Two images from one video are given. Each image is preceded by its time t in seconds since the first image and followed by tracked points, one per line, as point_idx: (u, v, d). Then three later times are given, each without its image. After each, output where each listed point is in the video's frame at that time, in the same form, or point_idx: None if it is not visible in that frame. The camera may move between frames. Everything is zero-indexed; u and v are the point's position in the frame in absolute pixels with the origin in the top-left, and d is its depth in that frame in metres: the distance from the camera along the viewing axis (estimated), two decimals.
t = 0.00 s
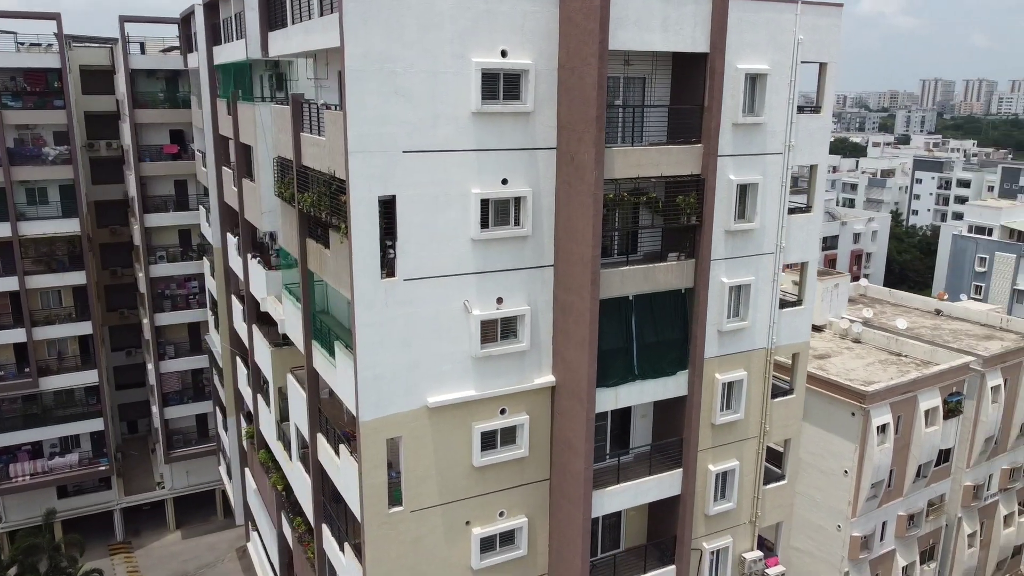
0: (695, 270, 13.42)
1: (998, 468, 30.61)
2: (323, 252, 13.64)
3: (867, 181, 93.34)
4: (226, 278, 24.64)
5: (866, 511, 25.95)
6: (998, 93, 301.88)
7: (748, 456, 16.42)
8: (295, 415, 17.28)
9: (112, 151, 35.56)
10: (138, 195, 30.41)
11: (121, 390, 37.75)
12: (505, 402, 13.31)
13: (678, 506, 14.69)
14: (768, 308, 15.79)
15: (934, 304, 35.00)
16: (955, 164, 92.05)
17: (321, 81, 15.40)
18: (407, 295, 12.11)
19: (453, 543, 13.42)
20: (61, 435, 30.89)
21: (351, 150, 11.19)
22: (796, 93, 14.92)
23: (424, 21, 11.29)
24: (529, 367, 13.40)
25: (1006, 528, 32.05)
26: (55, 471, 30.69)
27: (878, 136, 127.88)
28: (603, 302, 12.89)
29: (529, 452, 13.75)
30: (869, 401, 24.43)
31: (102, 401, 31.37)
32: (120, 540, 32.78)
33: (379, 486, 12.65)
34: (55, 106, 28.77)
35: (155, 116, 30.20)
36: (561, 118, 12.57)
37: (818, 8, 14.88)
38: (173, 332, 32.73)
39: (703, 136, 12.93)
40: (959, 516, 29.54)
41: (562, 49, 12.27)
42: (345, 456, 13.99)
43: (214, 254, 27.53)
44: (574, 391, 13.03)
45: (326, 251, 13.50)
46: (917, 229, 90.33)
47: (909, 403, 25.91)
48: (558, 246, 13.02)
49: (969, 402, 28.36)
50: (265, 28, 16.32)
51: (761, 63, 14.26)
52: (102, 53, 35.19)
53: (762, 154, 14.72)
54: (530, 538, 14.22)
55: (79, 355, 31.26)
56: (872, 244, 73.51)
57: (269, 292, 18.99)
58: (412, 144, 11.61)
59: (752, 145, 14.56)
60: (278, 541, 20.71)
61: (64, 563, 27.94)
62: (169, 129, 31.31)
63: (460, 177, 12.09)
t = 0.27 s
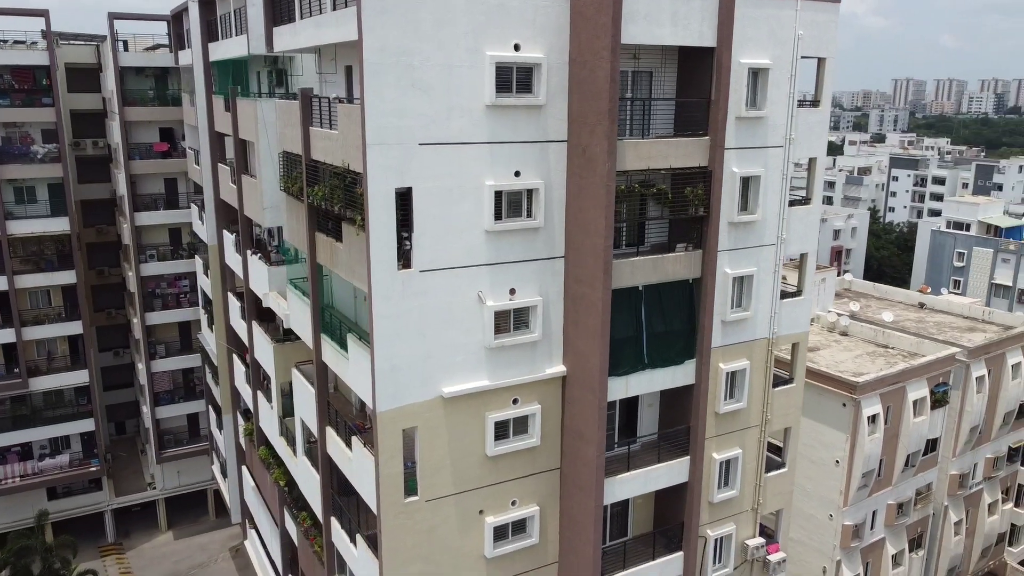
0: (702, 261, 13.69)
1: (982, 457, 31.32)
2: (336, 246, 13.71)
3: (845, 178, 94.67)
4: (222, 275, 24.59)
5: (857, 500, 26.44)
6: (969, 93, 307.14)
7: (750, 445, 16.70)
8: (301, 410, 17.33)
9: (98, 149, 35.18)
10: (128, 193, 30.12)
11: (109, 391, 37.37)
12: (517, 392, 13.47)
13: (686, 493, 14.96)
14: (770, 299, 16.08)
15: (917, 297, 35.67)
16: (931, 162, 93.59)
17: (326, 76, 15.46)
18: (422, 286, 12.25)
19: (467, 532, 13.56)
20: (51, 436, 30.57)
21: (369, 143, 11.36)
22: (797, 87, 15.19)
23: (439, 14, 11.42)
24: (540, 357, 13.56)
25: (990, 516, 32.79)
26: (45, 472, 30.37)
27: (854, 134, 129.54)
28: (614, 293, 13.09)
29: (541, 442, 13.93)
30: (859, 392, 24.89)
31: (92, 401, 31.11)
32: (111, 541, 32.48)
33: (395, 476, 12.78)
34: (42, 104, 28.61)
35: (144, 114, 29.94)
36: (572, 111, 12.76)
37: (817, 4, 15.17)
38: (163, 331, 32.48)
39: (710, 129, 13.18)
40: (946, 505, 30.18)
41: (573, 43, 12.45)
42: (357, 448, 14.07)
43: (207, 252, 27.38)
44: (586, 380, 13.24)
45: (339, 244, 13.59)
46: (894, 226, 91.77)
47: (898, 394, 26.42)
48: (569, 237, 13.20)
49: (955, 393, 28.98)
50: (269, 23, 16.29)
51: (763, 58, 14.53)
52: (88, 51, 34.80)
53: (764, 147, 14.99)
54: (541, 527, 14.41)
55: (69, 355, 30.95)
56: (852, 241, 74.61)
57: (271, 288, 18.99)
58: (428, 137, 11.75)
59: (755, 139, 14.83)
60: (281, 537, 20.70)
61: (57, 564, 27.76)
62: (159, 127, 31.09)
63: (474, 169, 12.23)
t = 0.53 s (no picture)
0: (720, 252, 13.83)
1: (990, 452, 31.45)
2: (357, 237, 13.83)
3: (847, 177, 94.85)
4: (234, 270, 24.75)
5: (866, 494, 26.56)
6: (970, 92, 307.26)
7: (765, 436, 16.81)
8: (319, 402, 17.47)
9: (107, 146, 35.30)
10: (139, 189, 30.23)
11: (118, 387, 37.48)
12: (537, 382, 13.58)
13: (702, 482, 15.10)
14: (785, 291, 16.19)
15: (924, 293, 35.77)
16: (933, 160, 93.81)
17: (345, 69, 15.55)
18: (445, 276, 12.38)
19: (487, 521, 13.68)
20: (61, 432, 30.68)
21: (395, 133, 11.50)
22: (812, 80, 15.30)
23: (464, 7, 11.56)
24: (560, 347, 13.68)
25: (997, 511, 32.92)
26: (56, 468, 30.47)
27: (856, 134, 129.67)
28: (635, 283, 13.22)
29: (560, 431, 14.03)
30: (869, 386, 25.01)
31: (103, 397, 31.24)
32: (121, 536, 32.60)
33: (417, 464, 12.91)
34: (55, 100, 28.74)
35: (155, 111, 30.04)
36: (593, 103, 12.89)
37: None
38: (173, 327, 32.88)
39: (729, 120, 13.33)
40: (953, 500, 30.30)
41: (594, 35, 12.58)
42: (378, 438, 14.22)
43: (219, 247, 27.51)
44: (606, 369, 13.38)
45: (361, 235, 13.72)
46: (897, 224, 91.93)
47: (906, 388, 26.54)
48: (589, 228, 13.33)
49: (963, 388, 29.12)
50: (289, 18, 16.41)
51: (780, 51, 14.63)
52: (98, 48, 34.92)
53: (780, 140, 15.11)
54: (560, 516, 14.52)
55: (79, 351, 31.08)
56: (855, 239, 74.76)
57: (287, 282, 19.13)
58: (452, 127, 11.90)
59: (771, 131, 14.95)
60: (295, 529, 20.82)
61: (70, 558, 27.86)
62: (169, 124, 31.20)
63: (497, 160, 12.37)
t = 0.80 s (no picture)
0: (727, 246, 13.87)
1: (993, 450, 31.45)
2: (365, 231, 13.90)
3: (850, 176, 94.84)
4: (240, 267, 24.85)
5: (870, 491, 26.59)
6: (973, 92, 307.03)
7: (770, 431, 16.84)
8: (325, 397, 17.54)
9: (112, 144, 35.40)
10: (144, 187, 30.32)
11: (123, 384, 37.59)
12: (544, 376, 13.64)
13: (708, 477, 15.14)
14: (790, 286, 16.22)
15: (928, 291, 35.77)
16: (936, 160, 93.89)
17: (352, 65, 15.62)
18: (453, 270, 12.44)
19: (494, 514, 13.74)
20: (67, 429, 30.78)
21: (403, 127, 11.57)
22: (818, 76, 15.33)
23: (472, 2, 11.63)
24: (566, 341, 13.75)
25: (1001, 509, 32.93)
26: (61, 465, 30.56)
27: (859, 134, 129.69)
28: (641, 277, 13.26)
29: (566, 425, 14.10)
30: (873, 383, 25.04)
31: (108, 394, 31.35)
32: (126, 533, 32.71)
33: (424, 457, 12.97)
34: (61, 98, 28.81)
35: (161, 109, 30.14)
36: (599, 98, 12.95)
37: None
38: (179, 325, 32.83)
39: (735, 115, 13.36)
40: (957, 497, 30.31)
41: (601, 30, 12.64)
42: (385, 431, 14.30)
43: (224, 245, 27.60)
44: (612, 363, 13.43)
45: (368, 230, 13.80)
46: (900, 224, 91.91)
47: (911, 385, 26.56)
48: (596, 223, 13.38)
49: (967, 385, 29.12)
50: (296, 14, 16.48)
51: (785, 47, 14.67)
52: (103, 47, 35.03)
53: (785, 135, 15.15)
54: (566, 510, 14.58)
55: (85, 348, 31.21)
56: (858, 238, 74.77)
57: (293, 278, 19.21)
58: (460, 122, 11.96)
59: (776, 126, 14.99)
60: (301, 525, 20.90)
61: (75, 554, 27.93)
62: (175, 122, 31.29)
63: (504, 154, 12.42)
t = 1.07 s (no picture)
0: (729, 246, 13.90)
1: (997, 450, 31.42)
2: (369, 232, 13.95)
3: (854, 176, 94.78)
4: (245, 266, 25.00)
5: (873, 491, 26.59)
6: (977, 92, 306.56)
7: (773, 431, 16.86)
8: (329, 396, 17.61)
9: (117, 144, 35.51)
10: (149, 187, 30.38)
11: (127, 384, 37.71)
12: (547, 376, 13.67)
13: (711, 476, 15.16)
14: (793, 286, 16.23)
15: (931, 291, 35.75)
16: (940, 159, 93.92)
17: (356, 65, 15.65)
18: (456, 270, 12.49)
19: (497, 513, 13.78)
20: (72, 428, 30.91)
21: (407, 128, 11.62)
22: (821, 76, 15.35)
23: (476, 2, 11.68)
24: (570, 341, 13.77)
25: (1004, 509, 32.88)
26: (66, 464, 30.71)
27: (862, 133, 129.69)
28: (644, 277, 13.29)
29: (569, 425, 14.13)
30: (876, 383, 25.03)
31: (113, 393, 31.47)
32: (130, 532, 32.82)
33: (427, 457, 13.02)
34: (65, 98, 29.10)
35: (165, 109, 30.21)
36: (602, 98, 12.98)
37: None
38: (183, 325, 32.91)
39: (738, 115, 13.38)
40: (961, 497, 30.28)
41: (604, 31, 12.68)
42: (389, 431, 14.36)
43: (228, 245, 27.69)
44: (616, 363, 13.46)
45: (372, 230, 13.85)
46: (903, 223, 91.80)
47: (914, 385, 26.54)
48: (599, 223, 13.41)
49: (970, 385, 29.10)
50: (300, 15, 16.48)
51: (788, 47, 14.69)
52: (108, 47, 35.13)
53: (788, 135, 15.16)
54: (569, 509, 14.61)
55: (90, 347, 31.32)
56: (861, 238, 74.72)
57: (296, 277, 19.28)
58: (463, 122, 12.01)
59: (779, 126, 15.01)
60: (305, 524, 20.96)
61: (80, 553, 28.04)
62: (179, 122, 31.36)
63: (507, 155, 12.46)
